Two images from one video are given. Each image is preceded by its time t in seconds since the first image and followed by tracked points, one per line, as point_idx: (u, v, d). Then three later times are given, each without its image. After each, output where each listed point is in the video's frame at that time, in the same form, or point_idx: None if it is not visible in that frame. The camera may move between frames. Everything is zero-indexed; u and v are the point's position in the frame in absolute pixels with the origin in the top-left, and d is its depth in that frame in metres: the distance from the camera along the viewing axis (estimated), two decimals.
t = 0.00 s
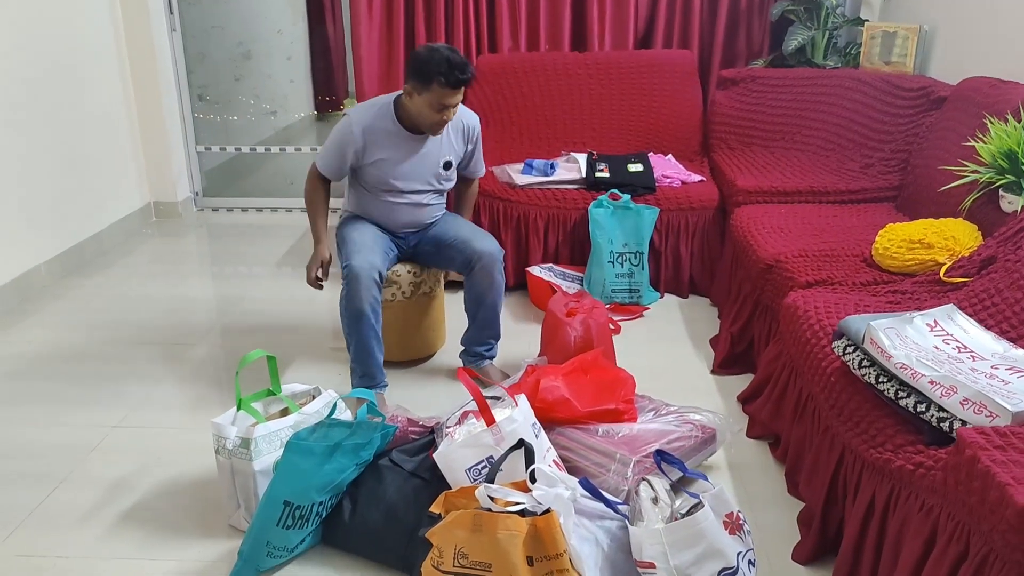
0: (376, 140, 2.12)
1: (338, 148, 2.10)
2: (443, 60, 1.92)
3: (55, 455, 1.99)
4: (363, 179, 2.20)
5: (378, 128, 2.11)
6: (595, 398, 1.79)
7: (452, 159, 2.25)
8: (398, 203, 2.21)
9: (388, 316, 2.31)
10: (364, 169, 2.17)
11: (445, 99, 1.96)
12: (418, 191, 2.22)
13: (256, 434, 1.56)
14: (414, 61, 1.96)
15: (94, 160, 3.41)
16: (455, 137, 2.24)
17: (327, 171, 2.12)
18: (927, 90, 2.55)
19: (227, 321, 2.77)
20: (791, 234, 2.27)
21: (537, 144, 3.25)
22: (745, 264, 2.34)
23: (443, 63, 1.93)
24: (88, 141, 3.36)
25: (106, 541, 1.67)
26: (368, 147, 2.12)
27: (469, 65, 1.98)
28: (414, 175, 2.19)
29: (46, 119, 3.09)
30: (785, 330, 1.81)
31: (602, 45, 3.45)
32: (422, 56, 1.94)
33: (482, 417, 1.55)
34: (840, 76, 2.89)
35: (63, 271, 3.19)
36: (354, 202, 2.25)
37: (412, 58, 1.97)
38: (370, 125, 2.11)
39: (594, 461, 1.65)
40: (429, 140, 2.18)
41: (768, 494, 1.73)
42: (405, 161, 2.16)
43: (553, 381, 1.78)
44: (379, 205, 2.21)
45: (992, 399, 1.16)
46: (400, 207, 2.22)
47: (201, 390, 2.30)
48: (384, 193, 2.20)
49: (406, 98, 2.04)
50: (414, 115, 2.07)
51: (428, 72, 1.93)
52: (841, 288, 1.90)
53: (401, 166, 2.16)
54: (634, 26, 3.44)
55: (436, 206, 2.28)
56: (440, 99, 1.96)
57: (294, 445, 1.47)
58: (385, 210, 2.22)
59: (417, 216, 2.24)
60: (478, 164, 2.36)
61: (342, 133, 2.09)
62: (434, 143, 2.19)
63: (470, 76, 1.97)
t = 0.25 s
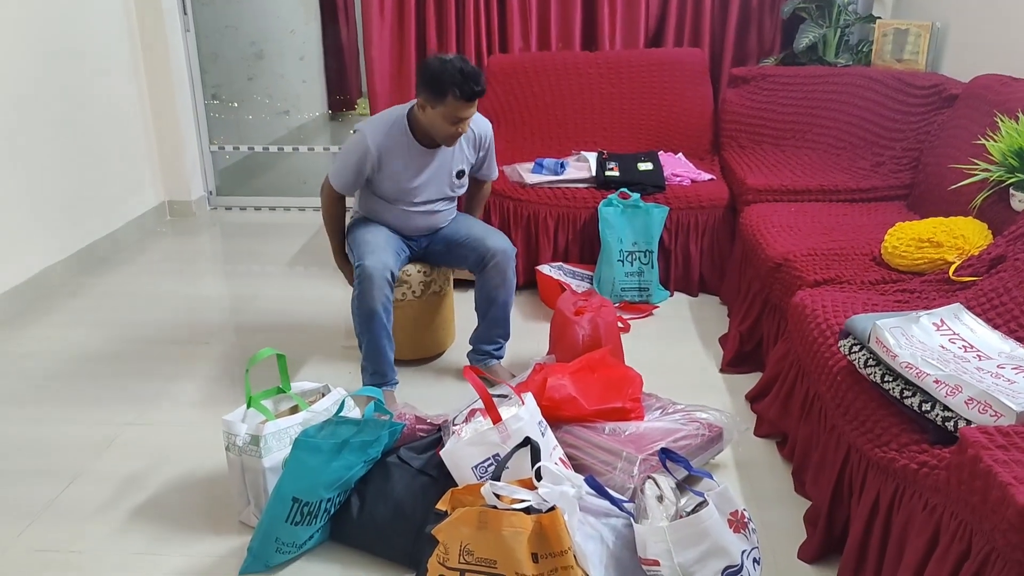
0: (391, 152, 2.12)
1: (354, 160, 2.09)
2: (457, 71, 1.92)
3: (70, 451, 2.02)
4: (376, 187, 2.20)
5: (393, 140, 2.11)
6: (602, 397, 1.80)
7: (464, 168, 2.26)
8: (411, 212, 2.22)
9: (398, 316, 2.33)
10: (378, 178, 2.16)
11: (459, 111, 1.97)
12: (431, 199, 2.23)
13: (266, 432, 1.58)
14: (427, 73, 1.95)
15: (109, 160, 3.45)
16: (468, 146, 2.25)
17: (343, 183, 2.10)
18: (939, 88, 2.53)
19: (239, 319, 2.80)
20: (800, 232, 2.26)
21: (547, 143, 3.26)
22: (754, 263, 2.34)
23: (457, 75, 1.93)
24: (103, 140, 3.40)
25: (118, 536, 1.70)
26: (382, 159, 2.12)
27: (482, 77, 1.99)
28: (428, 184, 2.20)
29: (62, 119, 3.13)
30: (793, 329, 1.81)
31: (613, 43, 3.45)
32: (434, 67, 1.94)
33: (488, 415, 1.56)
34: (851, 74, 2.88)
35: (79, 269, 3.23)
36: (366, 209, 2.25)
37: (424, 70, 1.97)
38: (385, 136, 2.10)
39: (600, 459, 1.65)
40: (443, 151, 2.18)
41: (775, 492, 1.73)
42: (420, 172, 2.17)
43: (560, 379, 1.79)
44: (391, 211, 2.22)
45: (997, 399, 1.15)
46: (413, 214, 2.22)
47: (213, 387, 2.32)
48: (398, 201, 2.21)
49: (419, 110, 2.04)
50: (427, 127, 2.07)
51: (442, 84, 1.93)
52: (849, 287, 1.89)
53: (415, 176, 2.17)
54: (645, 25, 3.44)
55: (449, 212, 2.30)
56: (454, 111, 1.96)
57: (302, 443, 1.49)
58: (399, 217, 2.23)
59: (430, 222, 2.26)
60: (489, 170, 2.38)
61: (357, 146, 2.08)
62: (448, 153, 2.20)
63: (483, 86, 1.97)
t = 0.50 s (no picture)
0: (400, 162, 2.11)
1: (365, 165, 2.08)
2: (470, 86, 1.90)
3: (78, 444, 2.04)
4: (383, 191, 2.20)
5: (403, 151, 2.10)
6: (603, 392, 1.81)
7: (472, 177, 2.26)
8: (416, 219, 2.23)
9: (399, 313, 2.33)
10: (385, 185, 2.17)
11: (471, 125, 1.95)
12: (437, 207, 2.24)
13: (269, 425, 1.59)
14: (440, 86, 1.93)
15: (118, 155, 3.47)
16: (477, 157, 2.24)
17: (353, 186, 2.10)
18: (945, 83, 2.52)
19: (245, 314, 2.81)
20: (803, 228, 2.26)
21: (553, 139, 3.26)
22: (757, 259, 2.33)
23: (469, 90, 1.91)
24: (112, 136, 3.42)
25: (124, 528, 1.72)
26: (390, 168, 2.11)
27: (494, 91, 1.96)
28: (435, 194, 2.20)
29: (71, 114, 3.15)
30: (795, 324, 1.81)
31: (619, 39, 3.45)
32: (447, 80, 1.92)
33: (489, 409, 1.57)
34: (857, 69, 2.86)
35: (88, 264, 3.25)
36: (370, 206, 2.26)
37: (437, 82, 1.94)
38: (397, 143, 2.09)
39: (600, 454, 1.66)
40: (453, 162, 2.17)
41: (775, 488, 1.74)
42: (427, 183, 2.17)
43: (561, 374, 1.80)
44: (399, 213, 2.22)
45: (994, 394, 1.15)
46: (421, 217, 2.23)
47: (219, 381, 2.34)
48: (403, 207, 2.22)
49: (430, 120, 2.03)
50: (438, 138, 2.05)
51: (455, 99, 1.91)
52: (851, 282, 1.89)
53: (423, 187, 2.17)
54: (651, 20, 3.43)
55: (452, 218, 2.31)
56: (465, 126, 1.95)
57: (304, 435, 1.51)
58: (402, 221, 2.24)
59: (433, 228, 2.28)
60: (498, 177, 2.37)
61: (366, 155, 2.08)
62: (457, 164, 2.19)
63: (496, 100, 1.95)
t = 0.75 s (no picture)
0: (388, 129, 2.11)
1: (351, 143, 2.08)
2: (455, 39, 1.92)
3: (73, 434, 2.05)
4: (375, 165, 2.19)
5: (389, 116, 2.10)
6: (594, 382, 1.82)
7: (463, 144, 2.24)
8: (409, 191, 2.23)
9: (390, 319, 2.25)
10: (376, 157, 2.16)
11: (455, 79, 1.96)
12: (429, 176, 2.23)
13: (261, 415, 1.60)
14: (426, 41, 1.96)
15: (114, 147, 3.46)
16: (466, 122, 2.23)
17: (341, 168, 2.10)
18: (939, 74, 2.52)
19: (241, 306, 2.82)
20: (796, 219, 2.26)
21: (548, 130, 3.26)
22: (750, 251, 2.34)
23: (454, 43, 1.92)
24: (109, 128, 3.42)
25: (118, 517, 1.73)
26: (379, 136, 2.11)
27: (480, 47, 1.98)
28: (425, 161, 2.19)
29: (67, 106, 3.15)
30: (786, 315, 1.81)
31: (615, 30, 3.44)
32: (433, 33, 1.94)
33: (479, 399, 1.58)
34: (852, 60, 2.86)
35: (84, 256, 3.25)
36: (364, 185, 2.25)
37: (424, 38, 1.97)
38: (380, 117, 2.09)
39: (590, 444, 1.67)
40: (440, 125, 2.17)
41: (765, 477, 1.75)
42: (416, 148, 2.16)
43: (552, 364, 1.81)
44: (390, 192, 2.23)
45: (978, 383, 1.16)
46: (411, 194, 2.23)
47: (214, 371, 2.35)
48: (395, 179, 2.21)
49: (417, 79, 2.05)
50: (424, 98, 2.06)
51: (439, 51, 1.93)
52: (842, 273, 1.90)
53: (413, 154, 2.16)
54: (647, 12, 3.43)
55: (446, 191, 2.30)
56: (450, 79, 1.96)
57: (295, 425, 1.52)
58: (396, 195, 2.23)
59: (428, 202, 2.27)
60: (490, 152, 2.33)
61: (354, 124, 2.07)
62: (445, 128, 2.18)
63: (481, 57, 1.97)
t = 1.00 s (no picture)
0: (370, 119, 2.11)
1: (333, 137, 2.08)
2: (431, 25, 1.95)
3: (61, 430, 2.04)
4: (359, 162, 2.18)
5: (370, 106, 2.11)
6: (581, 377, 1.82)
7: (444, 134, 2.25)
8: (395, 186, 2.22)
9: (379, 316, 2.24)
10: (360, 151, 2.15)
11: (432, 64, 1.99)
12: (414, 168, 2.22)
13: (249, 410, 1.60)
14: (402, 29, 1.98)
15: (105, 143, 3.45)
16: (445, 111, 2.24)
17: (326, 163, 2.08)
18: (926, 73, 2.53)
19: (230, 302, 2.81)
20: (784, 216, 2.28)
21: (538, 128, 3.27)
22: (738, 248, 2.35)
23: (430, 29, 1.95)
24: (99, 124, 3.41)
25: (106, 512, 1.73)
26: (362, 128, 2.11)
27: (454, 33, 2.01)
28: (409, 152, 2.19)
29: (57, 101, 3.13)
30: (772, 311, 1.82)
31: (605, 28, 3.45)
32: (408, 20, 1.97)
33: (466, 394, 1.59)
34: (840, 59, 2.88)
35: (73, 252, 3.24)
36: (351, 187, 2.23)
37: (400, 26, 1.99)
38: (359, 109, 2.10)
39: (577, 439, 1.68)
40: (420, 113, 2.18)
41: (751, 473, 1.76)
42: (398, 138, 2.16)
43: (539, 360, 1.81)
44: (375, 190, 2.21)
45: (958, 379, 1.17)
46: (396, 190, 2.22)
47: (202, 367, 2.35)
48: (381, 174, 2.20)
49: (394, 68, 2.07)
50: (402, 87, 2.08)
51: (415, 37, 1.96)
52: (828, 270, 1.91)
53: (395, 144, 2.16)
54: (637, 10, 3.44)
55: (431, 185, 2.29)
56: (429, 65, 1.99)
57: (283, 419, 1.52)
58: (383, 192, 2.21)
59: (414, 197, 2.26)
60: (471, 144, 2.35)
61: (336, 116, 2.07)
62: (424, 117, 2.19)
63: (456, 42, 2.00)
